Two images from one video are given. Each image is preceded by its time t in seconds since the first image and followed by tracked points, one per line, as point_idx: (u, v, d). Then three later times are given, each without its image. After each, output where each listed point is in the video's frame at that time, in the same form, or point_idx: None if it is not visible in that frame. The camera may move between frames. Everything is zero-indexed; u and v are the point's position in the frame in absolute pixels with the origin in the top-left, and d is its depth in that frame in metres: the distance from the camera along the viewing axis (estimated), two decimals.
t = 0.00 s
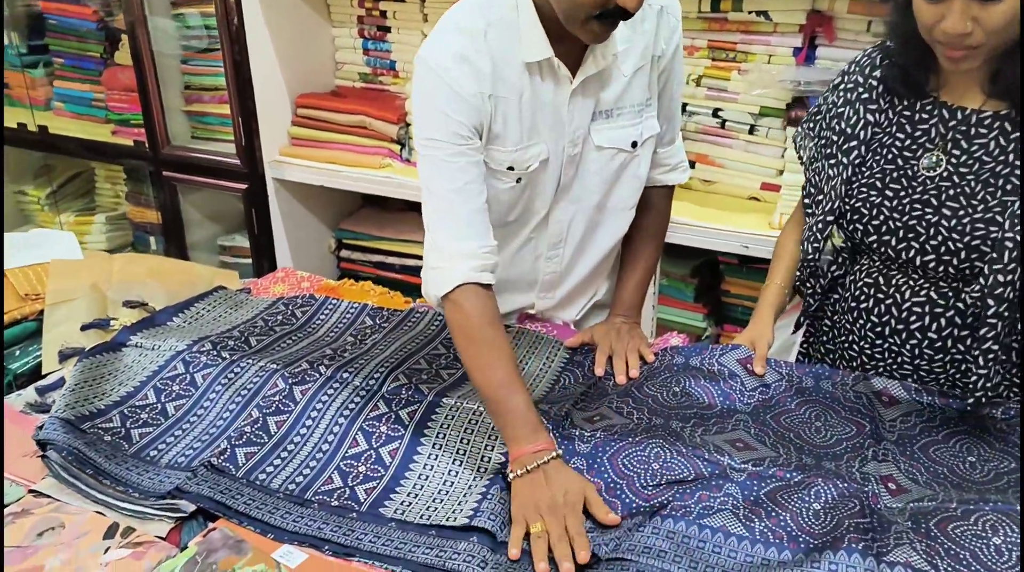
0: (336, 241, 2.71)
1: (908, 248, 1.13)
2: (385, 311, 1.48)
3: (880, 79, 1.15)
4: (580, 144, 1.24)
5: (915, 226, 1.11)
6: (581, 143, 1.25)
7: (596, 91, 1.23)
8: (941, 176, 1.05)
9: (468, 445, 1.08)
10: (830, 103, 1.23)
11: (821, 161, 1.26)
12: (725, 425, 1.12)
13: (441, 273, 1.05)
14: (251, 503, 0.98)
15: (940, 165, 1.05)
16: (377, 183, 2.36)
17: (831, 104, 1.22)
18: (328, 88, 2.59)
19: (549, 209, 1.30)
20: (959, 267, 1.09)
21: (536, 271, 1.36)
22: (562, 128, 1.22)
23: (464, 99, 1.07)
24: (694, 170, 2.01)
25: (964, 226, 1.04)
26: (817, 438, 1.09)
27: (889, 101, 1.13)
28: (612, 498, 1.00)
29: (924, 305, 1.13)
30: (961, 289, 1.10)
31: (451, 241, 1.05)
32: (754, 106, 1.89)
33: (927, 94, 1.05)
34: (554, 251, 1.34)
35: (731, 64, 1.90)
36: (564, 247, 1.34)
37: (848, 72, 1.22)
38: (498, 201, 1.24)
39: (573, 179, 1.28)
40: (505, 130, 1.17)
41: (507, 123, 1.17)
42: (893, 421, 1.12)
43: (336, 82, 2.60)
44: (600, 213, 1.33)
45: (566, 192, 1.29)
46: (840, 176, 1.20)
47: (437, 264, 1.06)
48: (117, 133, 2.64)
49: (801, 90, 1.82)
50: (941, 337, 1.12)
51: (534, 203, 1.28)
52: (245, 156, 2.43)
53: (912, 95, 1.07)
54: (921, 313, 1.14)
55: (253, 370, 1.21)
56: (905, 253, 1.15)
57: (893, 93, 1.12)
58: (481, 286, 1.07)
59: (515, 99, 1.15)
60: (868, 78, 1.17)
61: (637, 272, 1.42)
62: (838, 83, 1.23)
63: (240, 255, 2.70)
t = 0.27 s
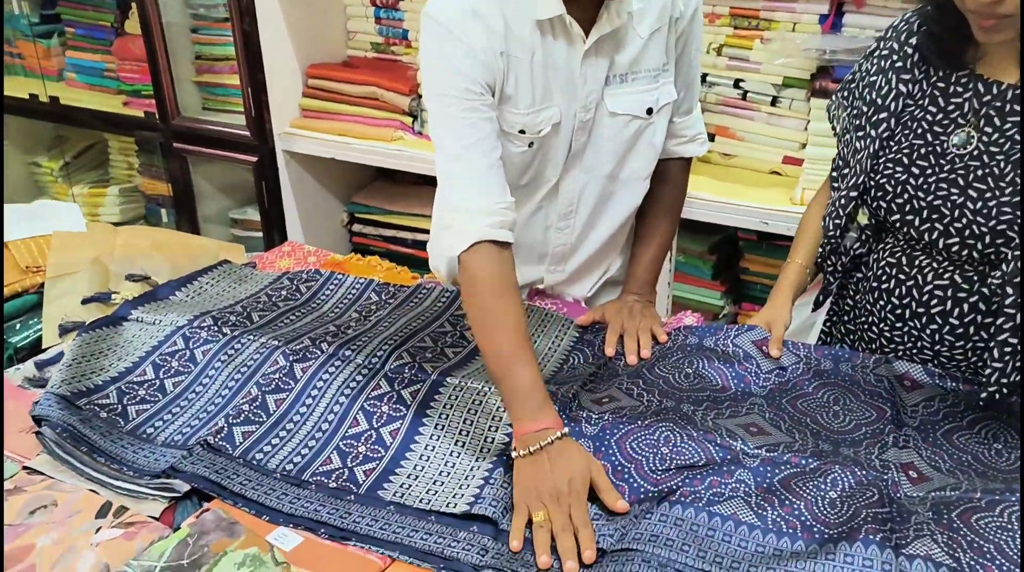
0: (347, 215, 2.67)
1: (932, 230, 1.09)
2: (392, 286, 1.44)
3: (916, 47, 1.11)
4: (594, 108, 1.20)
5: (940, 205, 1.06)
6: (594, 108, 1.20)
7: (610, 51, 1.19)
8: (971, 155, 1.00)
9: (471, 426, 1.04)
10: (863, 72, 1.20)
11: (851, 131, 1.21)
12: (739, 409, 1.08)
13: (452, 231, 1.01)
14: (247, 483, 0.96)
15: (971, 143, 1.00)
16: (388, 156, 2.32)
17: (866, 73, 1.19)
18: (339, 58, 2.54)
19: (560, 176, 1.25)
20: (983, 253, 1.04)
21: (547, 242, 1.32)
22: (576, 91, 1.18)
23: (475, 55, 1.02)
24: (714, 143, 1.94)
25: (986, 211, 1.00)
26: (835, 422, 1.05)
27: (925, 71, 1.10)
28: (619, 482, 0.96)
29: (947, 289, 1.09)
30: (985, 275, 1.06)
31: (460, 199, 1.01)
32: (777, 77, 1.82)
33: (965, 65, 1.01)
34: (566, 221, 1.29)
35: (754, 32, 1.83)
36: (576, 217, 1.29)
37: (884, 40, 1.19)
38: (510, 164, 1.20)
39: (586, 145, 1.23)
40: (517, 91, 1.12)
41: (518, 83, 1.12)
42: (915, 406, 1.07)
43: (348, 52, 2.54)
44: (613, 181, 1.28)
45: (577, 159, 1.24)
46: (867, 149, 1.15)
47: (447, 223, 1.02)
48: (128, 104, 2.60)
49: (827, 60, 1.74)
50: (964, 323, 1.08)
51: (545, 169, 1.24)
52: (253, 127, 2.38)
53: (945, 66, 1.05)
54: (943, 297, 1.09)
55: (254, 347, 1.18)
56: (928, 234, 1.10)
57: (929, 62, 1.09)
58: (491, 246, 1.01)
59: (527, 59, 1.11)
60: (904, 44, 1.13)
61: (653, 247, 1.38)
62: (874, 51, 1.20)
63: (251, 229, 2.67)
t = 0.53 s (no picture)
0: (359, 189, 2.65)
1: (953, 212, 1.06)
2: (395, 261, 1.42)
3: (943, 17, 1.06)
4: (607, 70, 1.17)
5: (963, 188, 1.04)
6: (607, 71, 1.17)
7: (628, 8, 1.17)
8: (1000, 136, 0.99)
9: (469, 407, 1.02)
10: (886, 43, 1.14)
11: (870, 107, 1.16)
12: (745, 392, 1.05)
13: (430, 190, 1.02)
14: (239, 462, 0.94)
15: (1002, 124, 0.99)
16: (397, 130, 2.29)
17: (888, 44, 1.13)
18: (350, 29, 2.50)
19: (571, 141, 1.22)
20: (1005, 238, 1.03)
21: (555, 211, 1.29)
22: (590, 51, 1.16)
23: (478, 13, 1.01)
24: (730, 117, 1.89)
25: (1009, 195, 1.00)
26: (843, 407, 1.01)
27: (951, 43, 1.07)
28: (618, 464, 0.93)
29: (967, 274, 1.08)
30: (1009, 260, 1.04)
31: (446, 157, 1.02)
32: (796, 48, 1.76)
33: (995, 37, 1.01)
34: (575, 190, 1.26)
35: (772, 2, 1.77)
36: (585, 187, 1.26)
37: (908, 8, 1.13)
38: (514, 131, 1.19)
39: (598, 110, 1.21)
40: (523, 49, 1.11)
41: (526, 41, 1.11)
42: (929, 391, 1.04)
43: (358, 23, 2.50)
44: (625, 149, 1.25)
45: (587, 124, 1.22)
46: (887, 126, 1.12)
47: (429, 179, 1.03)
48: (138, 76, 2.57)
49: (847, 31, 1.68)
50: (983, 309, 1.07)
51: (554, 135, 1.22)
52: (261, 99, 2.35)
53: (975, 36, 1.03)
54: (963, 282, 1.08)
55: (252, 323, 1.16)
56: (949, 217, 1.08)
57: (956, 34, 1.06)
58: (457, 214, 1.04)
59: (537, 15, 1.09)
60: (931, 14, 1.08)
61: (661, 223, 1.34)
62: (897, 21, 1.15)
63: (262, 203, 2.65)
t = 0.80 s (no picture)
0: (365, 166, 2.63)
1: (961, 190, 1.01)
2: (391, 240, 1.40)
3: None
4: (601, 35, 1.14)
5: (972, 165, 0.99)
6: (602, 36, 1.14)
7: None
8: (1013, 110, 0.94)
9: (455, 388, 1.00)
10: (899, 14, 1.10)
11: (879, 81, 1.11)
12: (739, 376, 1.03)
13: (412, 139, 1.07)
14: (222, 442, 0.93)
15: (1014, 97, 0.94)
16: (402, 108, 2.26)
17: (900, 15, 1.09)
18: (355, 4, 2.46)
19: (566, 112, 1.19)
20: (1013, 219, 0.98)
21: (551, 183, 1.27)
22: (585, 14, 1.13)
23: None
24: (738, 94, 1.85)
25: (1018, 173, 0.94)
26: (839, 392, 0.99)
27: (964, 14, 1.01)
28: (605, 447, 0.91)
29: (972, 256, 1.02)
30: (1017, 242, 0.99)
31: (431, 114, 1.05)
32: (807, 23, 1.71)
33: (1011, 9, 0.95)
34: (571, 161, 1.24)
35: None
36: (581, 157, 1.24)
37: None
38: (505, 99, 1.15)
39: (594, 79, 1.18)
40: (515, 7, 1.09)
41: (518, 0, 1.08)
42: (929, 376, 1.01)
43: None
44: (623, 122, 1.22)
45: (584, 92, 1.19)
46: (896, 101, 1.07)
47: (416, 135, 1.07)
48: (146, 51, 2.53)
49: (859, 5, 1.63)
50: (988, 292, 1.02)
51: (549, 105, 1.18)
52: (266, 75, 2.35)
53: None
54: (968, 264, 1.03)
55: (242, 302, 1.15)
56: (957, 196, 1.02)
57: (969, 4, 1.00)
58: (453, 164, 1.11)
59: None
60: None
61: (660, 201, 1.29)
62: None
63: (268, 180, 2.64)
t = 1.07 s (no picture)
0: (369, 145, 2.62)
1: (962, 168, 0.98)
2: (382, 218, 1.39)
3: None
4: None
5: (974, 142, 0.96)
6: None
7: None
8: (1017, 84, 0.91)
9: (435, 367, 0.99)
10: None
11: (878, 56, 1.07)
12: (725, 359, 1.01)
13: (392, 86, 1.14)
14: (199, 419, 0.93)
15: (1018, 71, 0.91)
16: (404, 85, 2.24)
17: None
18: None
19: (534, 70, 1.22)
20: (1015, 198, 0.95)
21: (523, 146, 1.30)
22: None
23: None
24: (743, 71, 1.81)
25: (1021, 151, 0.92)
26: (827, 376, 0.96)
27: None
28: (583, 429, 0.90)
29: (972, 236, 1.00)
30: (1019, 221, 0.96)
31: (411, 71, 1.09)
32: None
33: None
34: (541, 124, 1.27)
35: None
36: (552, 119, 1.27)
37: None
38: (474, 52, 1.19)
39: (564, 40, 1.20)
40: None
41: None
42: (921, 361, 0.98)
43: None
44: (593, 86, 1.24)
45: (554, 52, 1.21)
46: (895, 76, 1.02)
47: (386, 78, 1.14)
48: (150, 27, 2.52)
49: None
50: (988, 273, 0.99)
51: (517, 61, 1.21)
52: (267, 53, 2.33)
53: None
54: (968, 244, 1.00)
55: (227, 279, 1.15)
56: (958, 173, 0.99)
57: None
58: (409, 107, 1.16)
59: None
60: None
61: (649, 181, 1.29)
62: None
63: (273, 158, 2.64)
